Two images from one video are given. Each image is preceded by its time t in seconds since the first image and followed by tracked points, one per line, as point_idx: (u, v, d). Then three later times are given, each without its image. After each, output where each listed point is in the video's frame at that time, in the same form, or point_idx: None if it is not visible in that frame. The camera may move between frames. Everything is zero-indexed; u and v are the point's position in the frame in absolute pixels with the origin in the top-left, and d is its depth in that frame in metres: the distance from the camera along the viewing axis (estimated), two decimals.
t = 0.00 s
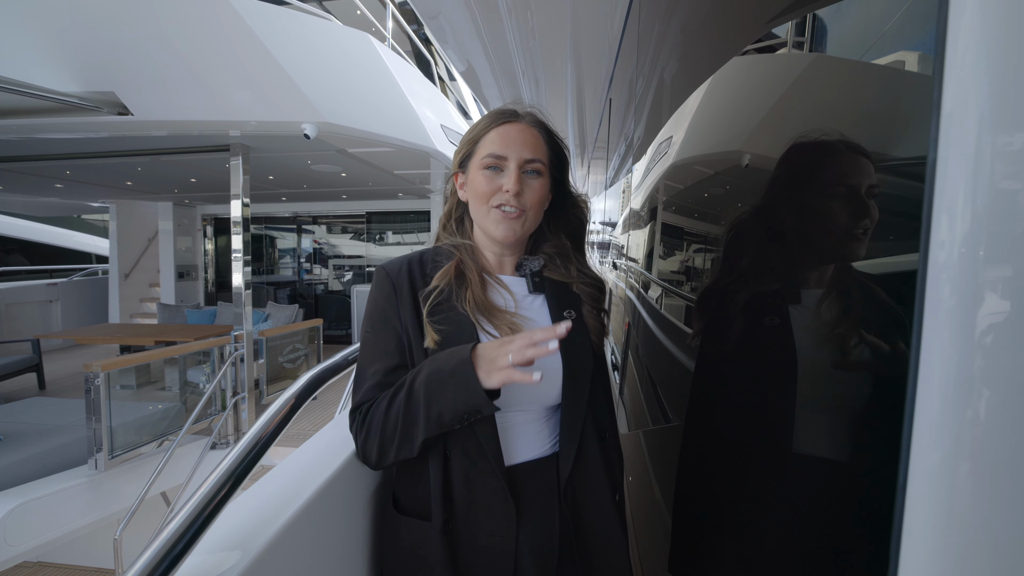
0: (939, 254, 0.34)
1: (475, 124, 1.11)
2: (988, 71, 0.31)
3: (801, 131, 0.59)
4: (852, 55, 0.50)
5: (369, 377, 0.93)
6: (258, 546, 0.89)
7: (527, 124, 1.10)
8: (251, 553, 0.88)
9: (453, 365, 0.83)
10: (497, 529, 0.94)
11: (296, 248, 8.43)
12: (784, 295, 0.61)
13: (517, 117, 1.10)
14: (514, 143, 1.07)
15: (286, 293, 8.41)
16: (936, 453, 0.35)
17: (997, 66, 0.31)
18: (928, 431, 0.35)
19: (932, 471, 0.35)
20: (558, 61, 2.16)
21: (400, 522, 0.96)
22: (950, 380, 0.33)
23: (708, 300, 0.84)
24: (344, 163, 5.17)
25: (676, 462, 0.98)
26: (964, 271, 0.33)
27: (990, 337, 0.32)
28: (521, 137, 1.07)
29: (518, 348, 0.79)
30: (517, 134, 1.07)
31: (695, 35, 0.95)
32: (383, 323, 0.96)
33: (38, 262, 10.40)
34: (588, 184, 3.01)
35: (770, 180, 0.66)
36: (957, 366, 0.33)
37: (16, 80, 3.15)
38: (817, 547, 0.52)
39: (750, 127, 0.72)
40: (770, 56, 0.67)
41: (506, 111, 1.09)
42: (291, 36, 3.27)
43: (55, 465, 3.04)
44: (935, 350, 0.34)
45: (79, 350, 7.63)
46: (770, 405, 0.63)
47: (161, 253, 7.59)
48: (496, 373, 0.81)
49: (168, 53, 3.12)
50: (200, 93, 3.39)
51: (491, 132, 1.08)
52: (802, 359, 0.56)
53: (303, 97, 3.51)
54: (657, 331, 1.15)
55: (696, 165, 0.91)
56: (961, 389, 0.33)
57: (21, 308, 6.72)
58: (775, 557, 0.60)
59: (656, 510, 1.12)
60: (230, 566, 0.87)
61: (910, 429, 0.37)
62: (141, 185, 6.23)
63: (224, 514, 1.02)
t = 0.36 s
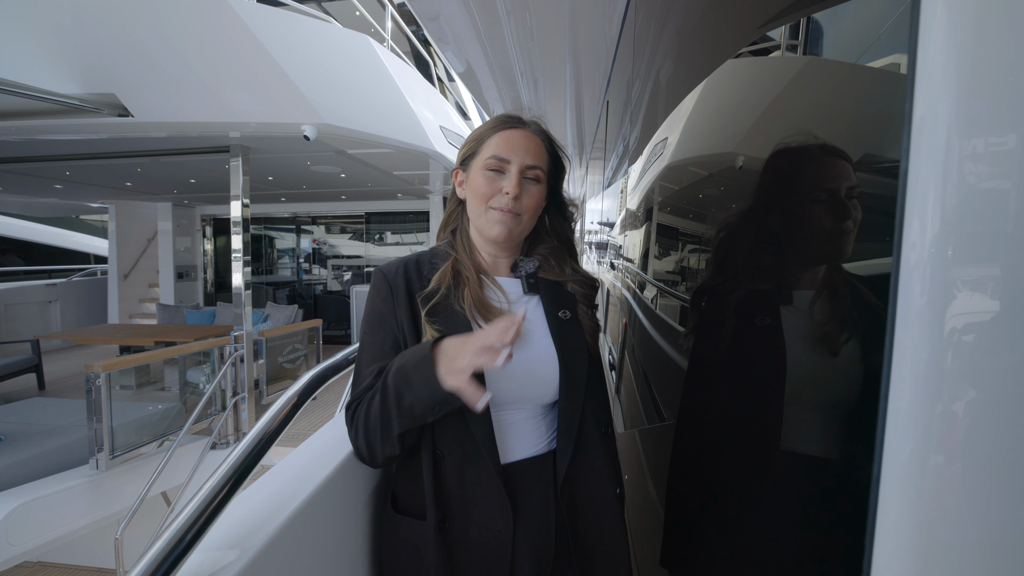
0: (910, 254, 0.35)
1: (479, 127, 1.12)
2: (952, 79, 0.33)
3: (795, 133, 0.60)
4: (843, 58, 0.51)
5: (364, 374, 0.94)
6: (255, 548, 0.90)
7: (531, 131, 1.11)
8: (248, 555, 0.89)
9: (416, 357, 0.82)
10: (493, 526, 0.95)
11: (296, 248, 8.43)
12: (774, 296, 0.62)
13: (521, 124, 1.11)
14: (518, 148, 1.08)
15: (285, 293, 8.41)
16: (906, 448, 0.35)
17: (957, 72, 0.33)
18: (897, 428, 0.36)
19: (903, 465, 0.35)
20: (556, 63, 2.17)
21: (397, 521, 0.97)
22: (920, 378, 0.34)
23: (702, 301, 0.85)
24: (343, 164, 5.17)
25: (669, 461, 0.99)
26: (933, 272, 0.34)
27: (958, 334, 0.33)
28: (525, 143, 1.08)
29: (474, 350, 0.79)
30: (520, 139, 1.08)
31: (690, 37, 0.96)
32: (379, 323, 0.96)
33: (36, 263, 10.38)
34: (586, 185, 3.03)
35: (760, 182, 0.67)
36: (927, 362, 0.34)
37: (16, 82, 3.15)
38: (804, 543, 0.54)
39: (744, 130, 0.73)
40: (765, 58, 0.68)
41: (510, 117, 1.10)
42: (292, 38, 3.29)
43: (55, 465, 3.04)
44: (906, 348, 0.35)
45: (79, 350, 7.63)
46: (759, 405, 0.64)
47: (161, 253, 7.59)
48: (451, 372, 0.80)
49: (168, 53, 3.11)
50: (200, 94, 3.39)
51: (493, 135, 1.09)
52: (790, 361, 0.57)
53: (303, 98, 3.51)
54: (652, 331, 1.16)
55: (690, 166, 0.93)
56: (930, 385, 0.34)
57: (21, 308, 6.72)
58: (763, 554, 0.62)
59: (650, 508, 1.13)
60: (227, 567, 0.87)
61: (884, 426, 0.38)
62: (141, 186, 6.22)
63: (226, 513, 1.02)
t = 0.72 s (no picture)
0: (882, 254, 0.37)
1: (475, 132, 1.13)
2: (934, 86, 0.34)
3: (789, 135, 0.61)
4: (833, 63, 0.52)
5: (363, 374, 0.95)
6: (249, 549, 0.90)
7: (526, 137, 1.12)
8: (243, 556, 0.89)
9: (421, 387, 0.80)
10: (490, 523, 0.96)
11: (295, 248, 8.43)
12: (764, 297, 0.63)
13: (516, 131, 1.12)
14: (513, 156, 1.09)
15: (284, 294, 8.40)
16: (877, 441, 0.37)
17: (942, 78, 0.34)
18: (870, 423, 0.37)
19: (875, 459, 0.37)
20: (555, 64, 2.18)
21: (395, 519, 0.98)
22: (892, 376, 0.36)
23: (694, 300, 0.86)
24: (343, 165, 5.17)
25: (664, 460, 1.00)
26: (907, 270, 0.35)
27: (924, 332, 0.35)
28: (519, 150, 1.09)
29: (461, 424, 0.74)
30: (515, 147, 1.09)
31: (685, 38, 0.97)
32: (378, 324, 0.97)
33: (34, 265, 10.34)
34: (584, 186, 3.03)
35: (753, 184, 0.68)
36: (897, 360, 0.35)
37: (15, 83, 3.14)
38: (793, 541, 0.55)
39: (739, 132, 0.74)
40: (760, 61, 0.69)
41: (505, 123, 1.11)
42: (292, 42, 3.32)
43: (56, 465, 3.04)
44: (877, 347, 0.37)
45: (78, 351, 7.61)
46: (750, 404, 0.65)
47: (160, 253, 7.58)
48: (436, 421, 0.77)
49: (167, 53, 3.11)
50: (199, 95, 3.38)
51: (489, 143, 1.10)
52: (780, 361, 0.58)
53: (303, 100, 3.51)
54: (648, 331, 1.18)
55: (685, 167, 0.94)
56: (899, 382, 0.35)
57: (20, 309, 6.70)
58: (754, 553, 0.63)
59: (644, 506, 1.14)
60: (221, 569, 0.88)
61: (857, 421, 0.39)
62: (140, 187, 6.22)
63: (227, 513, 1.02)
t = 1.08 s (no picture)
0: (857, 254, 0.38)
1: (474, 136, 1.14)
2: (927, 89, 0.35)
3: (782, 137, 0.61)
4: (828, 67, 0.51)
5: (365, 374, 0.96)
6: (243, 552, 0.91)
7: (523, 141, 1.13)
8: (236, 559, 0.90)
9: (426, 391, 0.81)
10: (488, 520, 0.97)
11: (294, 248, 8.43)
12: (757, 298, 0.64)
13: (514, 134, 1.13)
14: (510, 159, 1.10)
15: (283, 294, 8.40)
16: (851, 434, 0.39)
17: (935, 83, 0.35)
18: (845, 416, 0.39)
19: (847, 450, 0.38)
20: (554, 65, 2.19)
21: (394, 515, 0.99)
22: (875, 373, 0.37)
23: (690, 300, 0.87)
24: (342, 165, 5.17)
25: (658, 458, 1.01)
26: (879, 270, 0.37)
27: (898, 330, 0.36)
28: (517, 153, 1.11)
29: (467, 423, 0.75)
30: (513, 150, 1.11)
31: (681, 40, 0.98)
32: (378, 327, 0.98)
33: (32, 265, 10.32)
34: (583, 187, 3.04)
35: (748, 186, 0.69)
36: (870, 356, 0.37)
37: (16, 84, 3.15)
38: (781, 537, 0.56)
39: (733, 134, 0.75)
40: (756, 63, 0.69)
41: (503, 127, 1.12)
42: (292, 43, 3.34)
43: (58, 465, 3.05)
44: (852, 344, 0.38)
45: (78, 351, 7.60)
46: (743, 404, 0.67)
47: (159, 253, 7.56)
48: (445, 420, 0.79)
49: (167, 55, 3.13)
50: (199, 95, 3.38)
51: (487, 147, 1.11)
52: (772, 362, 0.59)
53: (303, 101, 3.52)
54: (644, 331, 1.19)
55: (680, 169, 0.95)
56: (873, 376, 0.37)
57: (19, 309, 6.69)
58: (747, 552, 0.64)
59: (639, 504, 1.16)
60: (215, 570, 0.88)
61: (834, 412, 0.41)
62: (140, 187, 6.22)
63: (230, 514, 1.02)
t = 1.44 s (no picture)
0: (830, 253, 0.44)
1: (470, 139, 1.16)
2: (923, 106, 0.40)
3: (772, 139, 0.61)
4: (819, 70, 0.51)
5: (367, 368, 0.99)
6: (238, 555, 0.92)
7: (518, 141, 1.15)
8: (231, 562, 0.91)
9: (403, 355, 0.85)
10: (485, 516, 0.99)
11: (293, 249, 8.44)
12: (746, 297, 0.65)
13: (509, 135, 1.14)
14: (507, 160, 1.12)
15: (282, 294, 8.41)
16: (825, 427, 0.44)
17: (933, 96, 0.40)
18: (820, 410, 0.45)
19: (823, 441, 0.44)
20: (552, 68, 2.21)
21: (388, 510, 1.02)
22: (871, 367, 0.42)
23: (684, 300, 0.89)
24: (341, 166, 5.18)
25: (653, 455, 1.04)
26: (849, 267, 0.42)
27: (872, 331, 0.42)
28: (513, 154, 1.12)
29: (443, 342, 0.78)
30: (508, 151, 1.12)
31: (676, 42, 0.99)
32: (380, 322, 1.00)
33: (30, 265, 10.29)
34: (580, 188, 3.06)
35: (738, 187, 0.71)
36: (849, 351, 0.42)
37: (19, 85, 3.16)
38: (765, 531, 0.59)
39: (727, 136, 0.76)
40: (751, 65, 0.69)
41: (498, 128, 1.14)
42: (292, 45, 3.35)
43: (60, 464, 3.06)
44: (824, 340, 0.44)
45: (77, 352, 7.60)
46: (729, 403, 0.69)
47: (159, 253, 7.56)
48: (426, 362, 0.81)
49: (169, 56, 3.15)
50: (200, 96, 3.39)
51: (483, 148, 1.13)
52: (758, 361, 0.61)
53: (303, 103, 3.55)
54: (638, 331, 1.21)
55: (674, 170, 0.97)
56: (846, 372, 0.42)
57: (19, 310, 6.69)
58: (735, 547, 0.66)
59: (635, 500, 1.18)
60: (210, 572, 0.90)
61: (807, 409, 0.46)
62: (140, 188, 6.23)
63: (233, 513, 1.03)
